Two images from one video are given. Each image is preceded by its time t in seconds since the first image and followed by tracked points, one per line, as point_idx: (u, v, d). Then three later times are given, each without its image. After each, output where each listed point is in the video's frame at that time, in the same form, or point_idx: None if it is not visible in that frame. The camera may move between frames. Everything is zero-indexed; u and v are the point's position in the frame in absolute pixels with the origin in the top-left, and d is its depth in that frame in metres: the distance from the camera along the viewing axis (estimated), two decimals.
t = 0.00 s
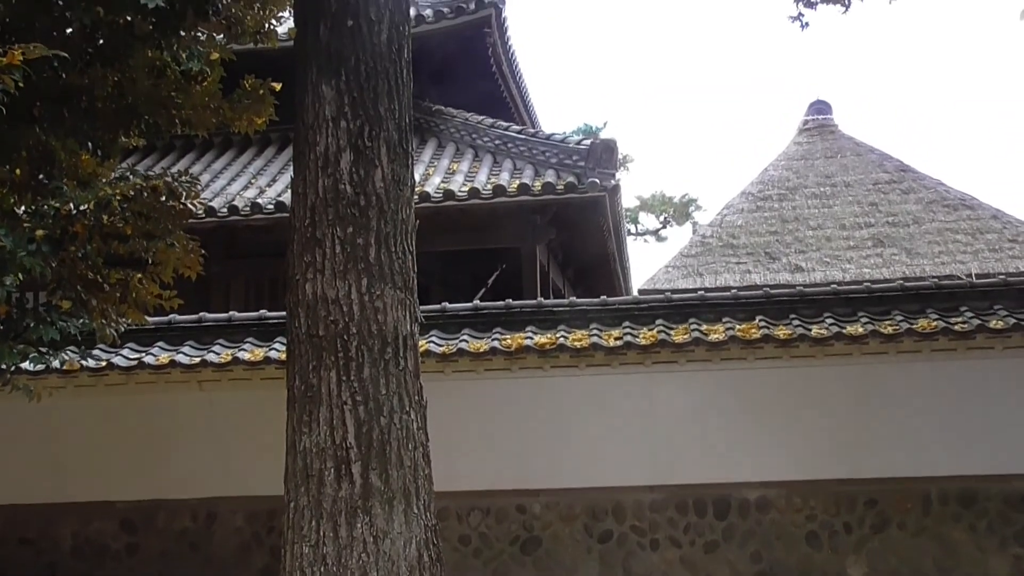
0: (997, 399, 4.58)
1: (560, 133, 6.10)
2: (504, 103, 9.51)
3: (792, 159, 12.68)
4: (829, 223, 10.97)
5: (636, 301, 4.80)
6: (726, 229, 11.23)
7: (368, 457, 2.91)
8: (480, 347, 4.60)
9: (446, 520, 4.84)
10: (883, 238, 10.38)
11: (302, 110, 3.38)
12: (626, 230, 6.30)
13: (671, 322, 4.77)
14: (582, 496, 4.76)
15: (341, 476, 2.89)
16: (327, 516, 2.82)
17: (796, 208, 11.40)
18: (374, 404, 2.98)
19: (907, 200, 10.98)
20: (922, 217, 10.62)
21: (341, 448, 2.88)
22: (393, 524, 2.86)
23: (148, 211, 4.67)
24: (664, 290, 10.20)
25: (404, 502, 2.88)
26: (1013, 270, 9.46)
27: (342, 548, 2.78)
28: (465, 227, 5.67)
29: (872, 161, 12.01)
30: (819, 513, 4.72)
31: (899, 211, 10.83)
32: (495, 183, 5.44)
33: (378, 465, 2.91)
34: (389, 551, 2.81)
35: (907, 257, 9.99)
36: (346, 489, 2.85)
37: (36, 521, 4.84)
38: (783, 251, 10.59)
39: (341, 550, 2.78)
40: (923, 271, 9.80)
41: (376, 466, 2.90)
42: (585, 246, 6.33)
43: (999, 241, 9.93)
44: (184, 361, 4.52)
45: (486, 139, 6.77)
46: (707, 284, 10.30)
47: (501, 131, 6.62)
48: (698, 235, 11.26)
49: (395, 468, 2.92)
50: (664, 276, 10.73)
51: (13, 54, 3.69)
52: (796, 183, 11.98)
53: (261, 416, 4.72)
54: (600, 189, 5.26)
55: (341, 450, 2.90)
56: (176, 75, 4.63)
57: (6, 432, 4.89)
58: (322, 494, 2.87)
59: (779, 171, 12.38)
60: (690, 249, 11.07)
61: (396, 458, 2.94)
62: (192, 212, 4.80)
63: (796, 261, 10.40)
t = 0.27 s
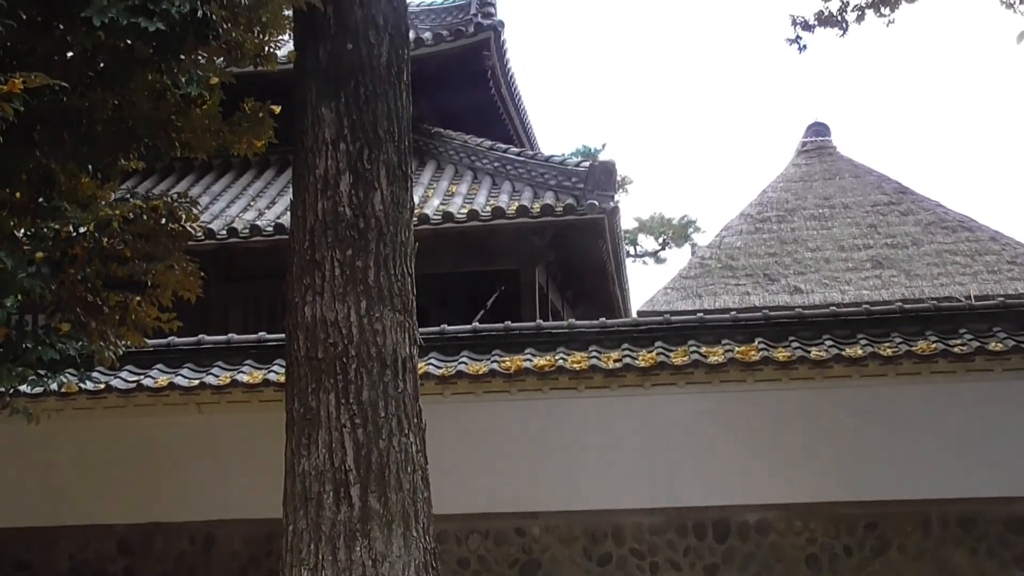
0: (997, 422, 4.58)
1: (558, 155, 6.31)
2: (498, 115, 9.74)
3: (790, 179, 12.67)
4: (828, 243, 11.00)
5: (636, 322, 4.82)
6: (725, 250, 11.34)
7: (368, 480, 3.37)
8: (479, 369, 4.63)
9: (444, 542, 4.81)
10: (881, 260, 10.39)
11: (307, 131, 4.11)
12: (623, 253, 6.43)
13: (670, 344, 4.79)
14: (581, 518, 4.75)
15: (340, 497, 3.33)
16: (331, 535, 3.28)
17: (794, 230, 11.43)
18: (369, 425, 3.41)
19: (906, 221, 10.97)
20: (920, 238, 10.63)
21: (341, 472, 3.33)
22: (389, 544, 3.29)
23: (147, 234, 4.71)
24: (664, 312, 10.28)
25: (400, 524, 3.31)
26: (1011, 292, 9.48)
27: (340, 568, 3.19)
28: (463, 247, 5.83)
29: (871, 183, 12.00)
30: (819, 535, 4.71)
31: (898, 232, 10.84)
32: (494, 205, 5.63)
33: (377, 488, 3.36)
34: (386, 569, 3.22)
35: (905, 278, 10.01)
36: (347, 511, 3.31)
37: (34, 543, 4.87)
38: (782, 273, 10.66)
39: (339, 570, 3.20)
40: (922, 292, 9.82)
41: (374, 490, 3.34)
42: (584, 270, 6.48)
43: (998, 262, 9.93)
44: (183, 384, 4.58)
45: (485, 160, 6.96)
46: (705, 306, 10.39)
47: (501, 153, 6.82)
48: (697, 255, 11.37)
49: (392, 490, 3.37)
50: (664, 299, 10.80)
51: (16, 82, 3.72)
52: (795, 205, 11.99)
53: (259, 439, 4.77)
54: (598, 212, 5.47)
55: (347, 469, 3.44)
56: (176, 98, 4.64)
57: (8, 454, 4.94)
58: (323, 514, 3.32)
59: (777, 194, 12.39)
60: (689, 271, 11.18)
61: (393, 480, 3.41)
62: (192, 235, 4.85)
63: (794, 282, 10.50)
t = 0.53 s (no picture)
0: (997, 444, 4.58)
1: (557, 176, 6.53)
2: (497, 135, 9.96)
3: (790, 201, 12.72)
4: (826, 264, 11.06)
5: (634, 343, 4.86)
6: (725, 271, 11.32)
7: (366, 501, 3.53)
8: (478, 390, 4.70)
9: (442, 563, 4.78)
10: (881, 280, 10.45)
11: (306, 157, 4.31)
12: (623, 274, 6.61)
13: (669, 365, 4.82)
14: (580, 540, 4.73)
15: (338, 518, 3.50)
16: (327, 556, 3.42)
17: (793, 251, 11.45)
18: (368, 447, 3.63)
19: (905, 243, 11.07)
20: (919, 259, 10.74)
21: (339, 493, 3.51)
22: (387, 565, 3.46)
23: (147, 254, 4.73)
24: (662, 332, 10.22)
25: (398, 544, 3.50)
26: (1011, 312, 9.59)
27: None
28: (463, 268, 6.02)
29: (870, 203, 12.08)
30: (819, 557, 4.68)
31: (897, 253, 10.94)
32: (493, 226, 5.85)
33: (376, 508, 3.54)
34: None
35: (904, 298, 10.07)
36: (345, 532, 3.46)
37: (32, 564, 4.90)
38: (781, 294, 10.64)
39: None
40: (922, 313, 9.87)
41: (372, 510, 3.52)
42: (585, 293, 6.67)
43: (997, 284, 10.05)
44: (181, 405, 4.67)
45: (483, 182, 7.23)
46: (705, 326, 10.35)
47: (500, 174, 7.03)
48: (695, 277, 11.33)
49: (390, 511, 3.55)
50: (662, 318, 10.78)
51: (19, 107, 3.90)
52: (793, 225, 12.05)
53: (258, 460, 4.81)
54: (597, 233, 5.62)
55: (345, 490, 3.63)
56: (177, 118, 4.60)
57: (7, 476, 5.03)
58: (321, 536, 3.49)
59: (777, 215, 12.42)
60: (688, 291, 11.13)
61: (391, 502, 3.57)
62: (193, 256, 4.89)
63: (794, 302, 10.50)
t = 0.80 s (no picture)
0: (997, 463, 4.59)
1: (554, 196, 6.77)
2: (494, 149, 10.05)
3: (787, 220, 12.95)
4: (824, 283, 11.16)
5: (632, 364, 4.95)
6: (724, 291, 11.35)
7: (363, 521, 3.53)
8: (475, 411, 4.79)
9: None
10: (879, 299, 10.51)
11: (306, 176, 4.30)
12: (623, 293, 6.83)
13: (667, 385, 4.90)
14: (577, 560, 4.69)
15: (335, 538, 3.50)
16: None
17: (792, 269, 11.56)
18: (366, 466, 3.64)
19: (902, 262, 11.21)
20: (917, 278, 10.85)
21: (337, 512, 3.51)
22: None
23: (146, 274, 4.76)
24: (661, 352, 10.20)
25: (396, 564, 3.50)
26: (1010, 332, 9.57)
27: None
28: (458, 286, 6.24)
29: (867, 223, 12.29)
30: None
31: (894, 273, 11.03)
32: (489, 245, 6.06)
33: (373, 528, 3.54)
34: None
35: (902, 317, 10.11)
36: (341, 552, 3.45)
37: None
38: (779, 313, 10.68)
39: None
40: (921, 332, 9.89)
41: (370, 530, 3.53)
42: (584, 313, 6.87)
43: (995, 303, 10.10)
44: (178, 423, 4.91)
45: (481, 202, 7.49)
46: (704, 344, 10.32)
47: (497, 194, 7.36)
48: (692, 296, 11.39)
49: (388, 531, 3.55)
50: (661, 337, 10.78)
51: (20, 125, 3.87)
52: (791, 244, 12.22)
53: (255, 477, 5.06)
54: (595, 253, 5.81)
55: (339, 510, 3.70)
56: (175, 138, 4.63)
57: (18, 497, 5.31)
58: (317, 556, 3.47)
59: (775, 233, 12.59)
60: (687, 307, 11.20)
61: (389, 522, 3.57)
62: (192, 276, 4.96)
63: (792, 323, 10.48)
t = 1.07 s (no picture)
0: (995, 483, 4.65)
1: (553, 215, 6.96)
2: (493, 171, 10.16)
3: (785, 238, 13.22)
4: (824, 300, 11.29)
5: (632, 383, 5.07)
6: (722, 309, 11.54)
7: (362, 543, 3.51)
8: (474, 430, 4.91)
9: None
10: (878, 317, 10.61)
11: (306, 196, 4.31)
12: (622, 311, 7.00)
13: (666, 404, 5.03)
14: None
15: (333, 560, 3.46)
16: None
17: (791, 288, 11.72)
18: (366, 487, 3.63)
19: (902, 279, 11.34)
20: (916, 295, 10.95)
21: (336, 534, 3.49)
22: None
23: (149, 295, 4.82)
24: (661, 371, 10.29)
25: None
26: (1010, 349, 9.62)
27: None
28: (459, 306, 6.38)
29: (865, 241, 12.49)
30: None
31: (894, 290, 11.13)
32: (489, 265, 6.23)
33: (373, 549, 3.51)
34: None
35: (903, 334, 10.22)
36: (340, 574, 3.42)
37: None
38: (779, 331, 10.75)
39: None
40: (920, 349, 9.95)
41: (369, 552, 3.49)
42: (583, 334, 7.05)
43: (994, 320, 10.17)
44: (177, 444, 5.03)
45: (481, 221, 7.68)
46: (704, 363, 10.41)
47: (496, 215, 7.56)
48: (692, 314, 11.52)
49: (388, 552, 3.53)
50: (661, 356, 10.82)
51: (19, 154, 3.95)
52: (790, 263, 12.43)
53: (254, 496, 5.15)
54: (594, 271, 5.99)
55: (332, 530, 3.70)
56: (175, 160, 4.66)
57: (22, 515, 5.41)
58: None
59: (772, 250, 12.87)
60: (686, 327, 11.34)
61: (388, 544, 3.55)
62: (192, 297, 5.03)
63: (791, 341, 10.56)
